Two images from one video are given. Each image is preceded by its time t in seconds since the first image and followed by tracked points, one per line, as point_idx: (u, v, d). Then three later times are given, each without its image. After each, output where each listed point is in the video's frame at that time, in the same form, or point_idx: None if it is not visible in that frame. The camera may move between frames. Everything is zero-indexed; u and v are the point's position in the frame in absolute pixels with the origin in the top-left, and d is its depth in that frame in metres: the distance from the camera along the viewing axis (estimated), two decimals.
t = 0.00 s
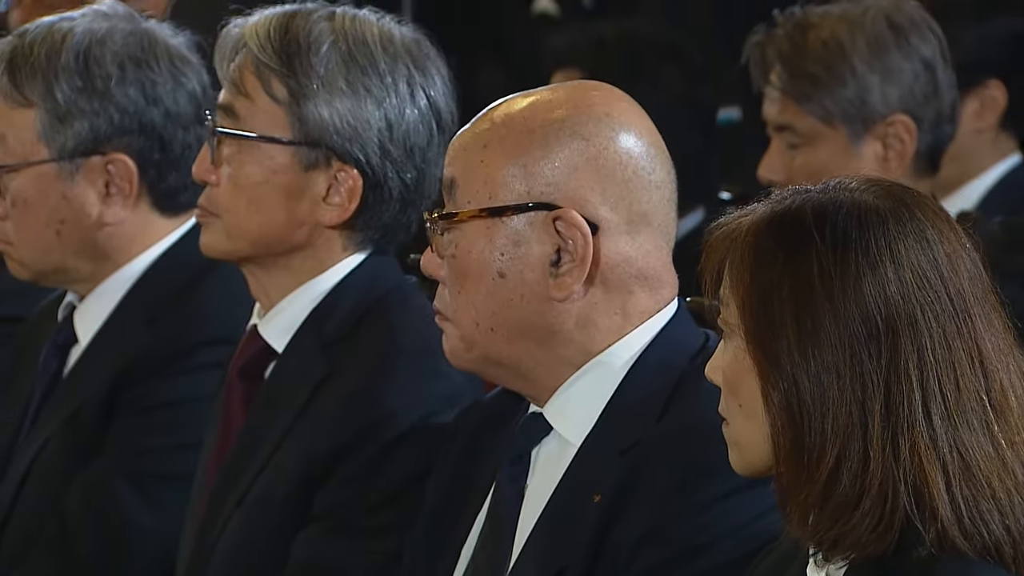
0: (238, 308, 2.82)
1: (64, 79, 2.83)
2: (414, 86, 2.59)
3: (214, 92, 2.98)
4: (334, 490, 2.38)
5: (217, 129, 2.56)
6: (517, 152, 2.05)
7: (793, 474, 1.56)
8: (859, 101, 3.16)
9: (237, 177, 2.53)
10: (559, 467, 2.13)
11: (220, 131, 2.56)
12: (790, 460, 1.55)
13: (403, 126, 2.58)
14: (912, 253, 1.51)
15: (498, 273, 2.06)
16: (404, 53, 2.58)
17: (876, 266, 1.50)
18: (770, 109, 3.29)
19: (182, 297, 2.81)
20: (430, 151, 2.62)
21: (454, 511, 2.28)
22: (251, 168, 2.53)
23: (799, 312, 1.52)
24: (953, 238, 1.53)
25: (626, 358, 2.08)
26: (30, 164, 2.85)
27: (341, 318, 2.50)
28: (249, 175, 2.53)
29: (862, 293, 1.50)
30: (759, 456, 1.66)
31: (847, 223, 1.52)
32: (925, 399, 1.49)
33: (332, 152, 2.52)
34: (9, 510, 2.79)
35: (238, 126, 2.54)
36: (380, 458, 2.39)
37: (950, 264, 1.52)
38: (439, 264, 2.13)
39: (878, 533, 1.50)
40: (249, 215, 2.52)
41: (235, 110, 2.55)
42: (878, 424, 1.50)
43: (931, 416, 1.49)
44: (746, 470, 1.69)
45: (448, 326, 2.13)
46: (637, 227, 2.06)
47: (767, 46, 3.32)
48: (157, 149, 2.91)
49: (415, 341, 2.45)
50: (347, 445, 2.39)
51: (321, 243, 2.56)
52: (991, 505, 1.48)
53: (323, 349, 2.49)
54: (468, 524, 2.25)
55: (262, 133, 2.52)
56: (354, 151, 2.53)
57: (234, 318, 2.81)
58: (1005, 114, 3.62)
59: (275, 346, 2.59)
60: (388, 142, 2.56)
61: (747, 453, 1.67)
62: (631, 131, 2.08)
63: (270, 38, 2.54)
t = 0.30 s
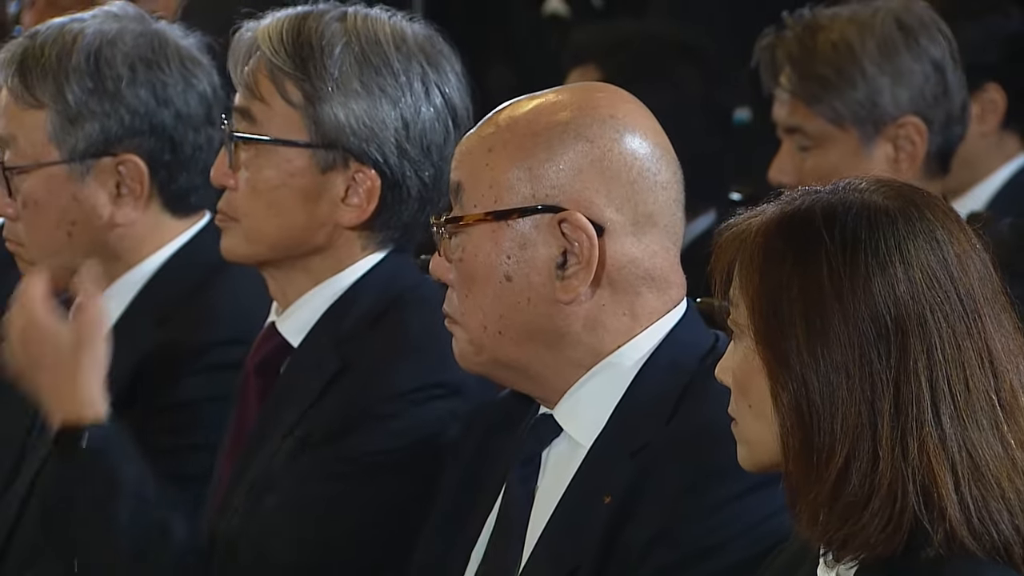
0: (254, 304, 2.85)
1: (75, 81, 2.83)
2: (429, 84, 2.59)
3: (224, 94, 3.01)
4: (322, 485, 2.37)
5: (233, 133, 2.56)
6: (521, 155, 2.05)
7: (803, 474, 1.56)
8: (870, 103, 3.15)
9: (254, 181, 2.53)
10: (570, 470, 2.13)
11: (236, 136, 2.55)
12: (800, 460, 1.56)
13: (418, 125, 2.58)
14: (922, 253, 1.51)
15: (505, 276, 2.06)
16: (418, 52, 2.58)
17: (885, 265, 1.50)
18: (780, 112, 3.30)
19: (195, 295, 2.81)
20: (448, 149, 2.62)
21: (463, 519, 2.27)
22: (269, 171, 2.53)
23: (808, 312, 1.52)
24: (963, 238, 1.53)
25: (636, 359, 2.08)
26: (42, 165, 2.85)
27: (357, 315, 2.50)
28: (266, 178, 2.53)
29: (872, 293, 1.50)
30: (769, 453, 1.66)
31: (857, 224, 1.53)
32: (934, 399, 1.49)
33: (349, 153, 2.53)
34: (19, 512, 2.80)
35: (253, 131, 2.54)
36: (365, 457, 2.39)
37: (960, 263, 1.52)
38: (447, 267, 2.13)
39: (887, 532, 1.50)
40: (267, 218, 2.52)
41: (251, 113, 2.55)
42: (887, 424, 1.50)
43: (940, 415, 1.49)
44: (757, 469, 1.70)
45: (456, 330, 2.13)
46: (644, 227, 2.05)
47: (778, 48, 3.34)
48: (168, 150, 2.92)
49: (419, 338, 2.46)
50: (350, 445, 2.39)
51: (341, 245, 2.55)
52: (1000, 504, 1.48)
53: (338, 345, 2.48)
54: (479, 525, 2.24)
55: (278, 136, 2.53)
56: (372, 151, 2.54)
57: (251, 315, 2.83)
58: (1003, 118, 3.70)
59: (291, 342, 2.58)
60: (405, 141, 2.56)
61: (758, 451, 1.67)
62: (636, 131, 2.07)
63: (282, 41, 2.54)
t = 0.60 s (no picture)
0: (271, 310, 2.84)
1: (87, 83, 2.86)
2: (438, 78, 2.59)
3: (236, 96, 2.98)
4: (313, 467, 2.43)
5: (250, 151, 2.54)
6: (525, 159, 2.06)
7: (814, 475, 1.63)
8: (882, 107, 3.15)
9: (275, 196, 2.52)
10: (581, 470, 2.12)
11: (255, 153, 2.54)
12: (811, 460, 1.62)
13: (435, 120, 2.58)
14: (935, 257, 1.60)
15: (509, 280, 2.06)
16: (422, 48, 2.58)
17: (899, 268, 1.59)
18: (792, 117, 3.29)
19: (209, 296, 2.82)
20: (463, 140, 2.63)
21: (469, 524, 2.26)
22: (289, 184, 2.51)
23: (824, 314, 1.60)
24: (975, 243, 1.62)
25: (644, 361, 2.07)
26: (55, 168, 2.88)
27: (370, 312, 2.52)
28: (287, 191, 2.51)
29: (887, 295, 1.58)
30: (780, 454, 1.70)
31: (871, 227, 1.61)
32: (946, 399, 1.57)
33: (371, 158, 2.52)
34: (32, 513, 2.81)
35: (268, 145, 2.53)
36: (366, 439, 2.45)
37: (971, 267, 1.61)
38: (456, 273, 2.14)
39: (900, 531, 1.57)
40: (291, 231, 2.51)
41: (265, 128, 2.53)
42: (900, 425, 1.58)
43: (951, 416, 1.56)
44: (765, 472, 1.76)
45: (466, 335, 2.13)
46: (647, 230, 2.05)
47: (790, 53, 3.35)
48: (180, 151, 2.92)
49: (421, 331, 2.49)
50: (353, 421, 2.45)
51: (359, 246, 2.55)
52: (1010, 503, 1.55)
53: (350, 337, 2.52)
54: (490, 529, 2.23)
55: (296, 149, 2.51)
56: (392, 154, 2.53)
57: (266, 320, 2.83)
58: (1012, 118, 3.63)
59: (305, 334, 2.60)
60: (424, 138, 2.57)
61: (769, 455, 1.71)
62: (639, 132, 2.07)
63: (286, 57, 2.52)
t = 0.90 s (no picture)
0: (281, 307, 2.86)
1: (98, 85, 2.87)
2: (429, 69, 2.59)
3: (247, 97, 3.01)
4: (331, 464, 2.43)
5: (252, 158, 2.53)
6: (534, 160, 2.06)
7: (825, 477, 1.63)
8: (894, 109, 3.16)
9: (281, 205, 2.51)
10: (592, 471, 2.12)
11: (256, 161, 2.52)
12: (823, 462, 1.63)
13: (431, 111, 2.58)
14: (947, 257, 1.60)
15: (519, 282, 2.06)
16: (405, 43, 2.57)
17: (911, 269, 1.59)
18: (803, 118, 3.29)
19: (221, 297, 2.83)
20: (460, 124, 2.64)
21: (481, 525, 2.26)
22: (293, 191, 2.50)
23: (836, 316, 1.60)
24: (986, 244, 1.63)
25: (655, 362, 2.07)
26: (66, 169, 2.89)
27: (379, 313, 2.53)
28: (291, 199, 2.51)
29: (899, 296, 1.59)
30: (792, 455, 1.69)
31: (883, 228, 1.62)
32: (958, 400, 1.57)
33: (375, 159, 2.51)
34: (44, 515, 2.82)
35: (269, 153, 2.52)
36: (380, 438, 2.46)
37: (983, 268, 1.61)
38: (466, 275, 2.14)
39: (912, 534, 1.57)
40: (298, 239, 2.50)
41: (263, 138, 2.52)
42: (912, 426, 1.58)
43: (963, 417, 1.57)
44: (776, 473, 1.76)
45: (476, 337, 2.14)
46: (656, 231, 2.05)
47: (802, 54, 3.35)
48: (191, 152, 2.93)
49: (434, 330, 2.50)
50: (367, 418, 2.45)
51: (369, 247, 2.54)
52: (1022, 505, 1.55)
53: (362, 335, 2.52)
54: (500, 530, 2.23)
55: (298, 155, 2.50)
56: (395, 153, 2.53)
57: (277, 320, 2.84)
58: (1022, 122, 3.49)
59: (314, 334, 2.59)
60: (423, 132, 2.56)
61: (781, 455, 1.70)
62: (648, 134, 2.07)
63: (273, 74, 2.51)
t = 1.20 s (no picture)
0: (287, 312, 2.85)
1: (109, 87, 2.87)
2: (454, 86, 2.62)
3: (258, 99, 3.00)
4: (345, 485, 2.39)
5: (265, 138, 2.57)
6: (541, 163, 2.06)
7: (836, 478, 1.63)
8: (904, 111, 3.15)
9: (282, 188, 2.54)
10: (601, 474, 2.12)
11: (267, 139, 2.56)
12: (834, 464, 1.63)
13: (446, 127, 2.60)
14: (956, 257, 1.60)
15: (529, 285, 2.07)
16: (438, 54, 2.61)
17: (920, 270, 1.59)
18: (813, 119, 3.29)
19: (231, 299, 2.82)
20: (474, 149, 2.64)
21: (491, 528, 2.27)
22: (298, 179, 2.54)
23: (845, 318, 1.61)
24: (996, 244, 1.63)
25: (664, 364, 2.07)
26: (78, 172, 2.90)
27: (383, 318, 2.52)
28: (294, 186, 2.54)
29: (908, 297, 1.59)
30: (803, 459, 1.69)
31: (891, 230, 1.62)
32: (968, 401, 1.57)
33: (381, 160, 2.54)
34: (55, 518, 2.83)
35: (281, 134, 2.56)
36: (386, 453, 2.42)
37: (992, 268, 1.61)
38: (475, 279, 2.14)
39: (923, 533, 1.57)
40: (296, 226, 2.53)
41: (279, 120, 2.56)
42: (922, 427, 1.58)
43: (974, 417, 1.57)
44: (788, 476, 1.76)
45: (486, 340, 2.14)
46: (665, 233, 2.05)
47: (811, 56, 3.35)
48: (201, 155, 2.93)
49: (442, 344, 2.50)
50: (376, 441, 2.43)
51: (370, 249, 2.56)
52: None
53: (365, 347, 2.51)
54: (510, 534, 2.24)
55: (307, 142, 2.54)
56: (402, 157, 2.56)
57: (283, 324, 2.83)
58: None
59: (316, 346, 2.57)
60: (434, 144, 2.58)
61: (793, 459, 1.70)
62: (656, 137, 2.07)
63: (303, 55, 2.55)
